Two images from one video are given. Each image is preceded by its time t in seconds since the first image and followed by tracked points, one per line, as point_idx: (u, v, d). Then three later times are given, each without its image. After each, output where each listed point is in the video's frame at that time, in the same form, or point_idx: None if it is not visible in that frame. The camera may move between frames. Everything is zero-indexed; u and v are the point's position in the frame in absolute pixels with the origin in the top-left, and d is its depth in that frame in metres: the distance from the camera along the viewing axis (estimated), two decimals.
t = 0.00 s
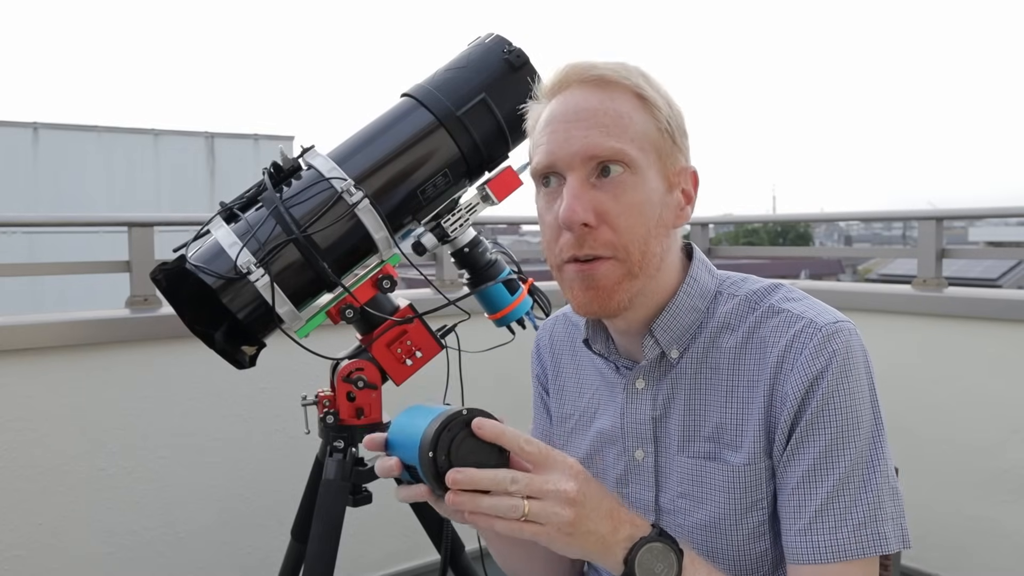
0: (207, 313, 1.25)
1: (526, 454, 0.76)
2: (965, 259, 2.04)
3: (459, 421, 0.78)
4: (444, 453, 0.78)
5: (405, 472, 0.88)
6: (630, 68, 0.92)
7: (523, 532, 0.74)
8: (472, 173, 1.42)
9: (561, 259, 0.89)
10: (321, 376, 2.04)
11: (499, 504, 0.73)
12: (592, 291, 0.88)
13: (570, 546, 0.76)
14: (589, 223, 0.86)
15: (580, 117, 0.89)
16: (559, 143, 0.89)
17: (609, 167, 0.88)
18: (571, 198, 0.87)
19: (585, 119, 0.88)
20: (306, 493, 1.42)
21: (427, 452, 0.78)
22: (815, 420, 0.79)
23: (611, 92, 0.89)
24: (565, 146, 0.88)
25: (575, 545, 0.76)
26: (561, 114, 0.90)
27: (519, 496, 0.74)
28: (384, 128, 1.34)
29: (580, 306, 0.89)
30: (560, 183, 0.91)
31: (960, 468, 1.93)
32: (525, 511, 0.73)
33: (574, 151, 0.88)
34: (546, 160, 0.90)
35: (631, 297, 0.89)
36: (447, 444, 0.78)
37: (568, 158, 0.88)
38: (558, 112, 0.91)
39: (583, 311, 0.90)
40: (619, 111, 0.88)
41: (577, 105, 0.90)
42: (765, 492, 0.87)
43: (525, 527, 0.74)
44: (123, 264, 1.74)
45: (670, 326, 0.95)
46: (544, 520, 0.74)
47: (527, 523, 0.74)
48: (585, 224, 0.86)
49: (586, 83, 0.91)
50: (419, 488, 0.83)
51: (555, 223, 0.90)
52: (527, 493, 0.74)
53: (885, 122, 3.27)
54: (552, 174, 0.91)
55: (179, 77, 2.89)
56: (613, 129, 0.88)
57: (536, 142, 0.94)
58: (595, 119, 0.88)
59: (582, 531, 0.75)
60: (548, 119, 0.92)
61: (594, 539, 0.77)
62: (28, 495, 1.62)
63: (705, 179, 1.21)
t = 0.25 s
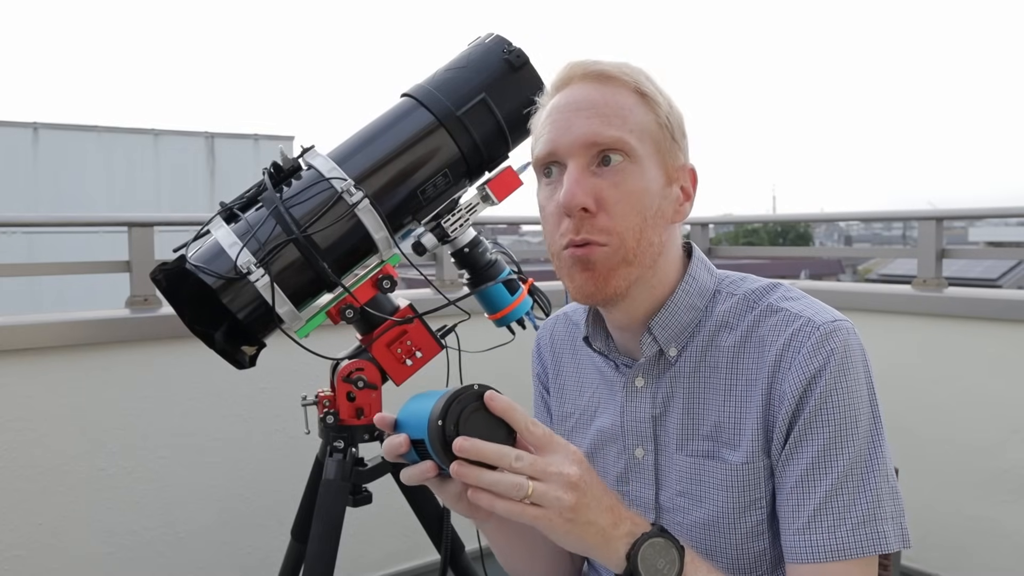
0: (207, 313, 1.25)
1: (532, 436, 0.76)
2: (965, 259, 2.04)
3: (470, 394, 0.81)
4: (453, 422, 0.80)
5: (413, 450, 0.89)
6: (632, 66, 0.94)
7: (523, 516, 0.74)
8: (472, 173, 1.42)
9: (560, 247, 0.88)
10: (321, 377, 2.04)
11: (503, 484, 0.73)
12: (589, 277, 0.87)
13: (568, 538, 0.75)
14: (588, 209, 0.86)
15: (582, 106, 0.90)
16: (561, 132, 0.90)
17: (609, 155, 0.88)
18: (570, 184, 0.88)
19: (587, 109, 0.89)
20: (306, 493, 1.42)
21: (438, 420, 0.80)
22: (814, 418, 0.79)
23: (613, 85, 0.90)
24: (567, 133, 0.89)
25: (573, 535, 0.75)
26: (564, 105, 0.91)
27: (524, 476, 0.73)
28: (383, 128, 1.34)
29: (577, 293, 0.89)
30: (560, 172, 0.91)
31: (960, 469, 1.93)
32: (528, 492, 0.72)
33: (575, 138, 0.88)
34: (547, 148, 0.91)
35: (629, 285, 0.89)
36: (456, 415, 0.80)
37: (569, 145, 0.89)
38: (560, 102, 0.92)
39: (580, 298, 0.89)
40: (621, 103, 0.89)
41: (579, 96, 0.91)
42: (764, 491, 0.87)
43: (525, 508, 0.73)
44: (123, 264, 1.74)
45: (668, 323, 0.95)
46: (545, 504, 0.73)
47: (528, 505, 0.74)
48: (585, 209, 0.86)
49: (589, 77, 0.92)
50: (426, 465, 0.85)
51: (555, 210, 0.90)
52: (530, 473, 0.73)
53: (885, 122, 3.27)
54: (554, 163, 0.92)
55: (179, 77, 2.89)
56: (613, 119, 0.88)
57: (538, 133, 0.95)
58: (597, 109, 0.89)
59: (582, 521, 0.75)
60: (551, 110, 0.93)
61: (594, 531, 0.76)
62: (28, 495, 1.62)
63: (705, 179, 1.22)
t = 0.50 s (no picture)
0: (207, 314, 1.25)
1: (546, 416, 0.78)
2: (965, 259, 2.04)
3: (482, 380, 0.83)
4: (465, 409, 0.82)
5: (422, 441, 0.90)
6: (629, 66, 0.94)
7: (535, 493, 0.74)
8: (472, 173, 1.42)
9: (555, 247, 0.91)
10: (321, 376, 2.04)
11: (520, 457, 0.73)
12: (584, 278, 0.88)
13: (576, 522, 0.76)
14: (578, 208, 0.87)
15: (576, 106, 0.90)
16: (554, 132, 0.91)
17: (600, 155, 0.89)
18: (562, 183, 0.89)
19: (580, 109, 0.90)
20: (306, 494, 1.42)
21: (450, 407, 0.82)
22: (814, 416, 0.79)
23: (607, 84, 0.91)
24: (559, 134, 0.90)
25: (580, 521, 0.76)
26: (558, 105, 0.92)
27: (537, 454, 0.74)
28: (383, 128, 1.34)
29: (569, 296, 0.90)
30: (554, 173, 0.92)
31: (960, 469, 1.93)
32: (543, 465, 0.73)
33: (569, 138, 0.89)
34: (542, 150, 0.92)
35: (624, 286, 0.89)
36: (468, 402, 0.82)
37: (561, 145, 0.90)
38: (555, 103, 0.93)
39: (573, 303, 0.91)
40: (615, 102, 0.90)
41: (573, 96, 0.91)
42: (766, 489, 0.87)
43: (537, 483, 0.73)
44: (123, 264, 1.74)
45: (667, 322, 0.95)
46: (558, 479, 0.74)
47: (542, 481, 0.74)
48: (574, 207, 0.87)
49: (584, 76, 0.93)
50: (438, 453, 0.86)
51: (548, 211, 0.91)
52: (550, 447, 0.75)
53: (885, 122, 3.27)
54: (548, 163, 0.93)
55: (179, 77, 2.89)
56: (605, 118, 0.89)
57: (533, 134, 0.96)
58: (590, 108, 0.90)
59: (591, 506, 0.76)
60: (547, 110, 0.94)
61: (602, 519, 0.77)
62: (28, 495, 1.62)
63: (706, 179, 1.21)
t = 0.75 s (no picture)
0: (207, 314, 1.25)
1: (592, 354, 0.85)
2: (965, 259, 2.04)
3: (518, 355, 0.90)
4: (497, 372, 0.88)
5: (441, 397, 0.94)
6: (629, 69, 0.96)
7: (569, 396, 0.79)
8: (472, 173, 1.42)
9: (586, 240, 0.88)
10: (321, 376, 2.04)
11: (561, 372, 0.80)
12: (619, 270, 0.87)
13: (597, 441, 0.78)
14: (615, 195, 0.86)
15: (592, 101, 0.90)
16: (575, 122, 0.89)
17: (627, 145, 0.88)
18: (596, 171, 0.87)
19: (600, 102, 0.89)
20: (306, 493, 1.42)
21: (482, 369, 0.89)
22: (814, 411, 0.79)
23: (618, 83, 0.92)
24: (585, 124, 0.89)
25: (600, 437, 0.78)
26: (571, 99, 0.91)
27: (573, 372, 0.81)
28: (383, 129, 1.34)
29: (602, 291, 0.89)
30: (575, 165, 0.90)
31: (960, 468, 1.93)
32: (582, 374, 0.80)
33: (595, 128, 0.88)
34: (563, 140, 0.89)
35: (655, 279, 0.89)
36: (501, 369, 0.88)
37: (589, 133, 0.88)
38: (567, 97, 0.92)
39: (608, 303, 0.89)
40: (630, 99, 0.91)
41: (587, 91, 0.91)
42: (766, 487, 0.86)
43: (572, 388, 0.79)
44: (123, 264, 1.74)
45: (671, 322, 0.95)
46: (594, 390, 0.79)
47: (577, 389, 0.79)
48: (613, 196, 0.85)
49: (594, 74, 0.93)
50: (455, 410, 0.91)
51: (575, 201, 0.88)
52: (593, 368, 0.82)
53: (885, 122, 3.27)
54: (565, 156, 0.90)
55: (179, 77, 2.89)
56: (629, 111, 0.89)
57: (545, 125, 0.93)
58: (610, 100, 0.90)
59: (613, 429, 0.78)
60: (558, 107, 0.92)
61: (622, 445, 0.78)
62: (28, 495, 1.62)
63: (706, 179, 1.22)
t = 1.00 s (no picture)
0: (207, 314, 1.25)
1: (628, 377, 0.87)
2: (965, 259, 2.04)
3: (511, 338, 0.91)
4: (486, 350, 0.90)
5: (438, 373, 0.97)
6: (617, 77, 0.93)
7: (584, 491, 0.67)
8: (472, 173, 1.42)
9: (589, 275, 0.86)
10: (321, 376, 2.04)
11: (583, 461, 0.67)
12: (625, 303, 0.87)
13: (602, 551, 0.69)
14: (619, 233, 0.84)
15: (583, 128, 0.87)
16: (571, 154, 0.87)
17: (624, 172, 0.86)
18: (598, 207, 0.85)
19: (592, 129, 0.86)
20: (306, 493, 1.42)
21: (472, 347, 0.91)
22: (823, 424, 0.79)
23: (612, 102, 0.88)
24: (581, 157, 0.86)
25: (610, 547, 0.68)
26: (562, 126, 0.88)
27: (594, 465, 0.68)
28: (382, 129, 1.34)
29: (611, 316, 0.88)
30: (573, 196, 0.88)
31: (960, 468, 1.93)
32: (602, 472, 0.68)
33: (593, 160, 0.85)
34: (559, 175, 0.87)
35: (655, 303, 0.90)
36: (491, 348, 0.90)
37: (587, 167, 0.86)
38: (558, 124, 0.88)
39: (614, 322, 0.89)
40: (625, 118, 0.88)
41: (578, 117, 0.88)
42: (769, 494, 0.87)
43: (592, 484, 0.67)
44: (123, 264, 1.74)
45: (672, 328, 0.95)
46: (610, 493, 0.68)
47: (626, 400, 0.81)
48: (615, 234, 0.84)
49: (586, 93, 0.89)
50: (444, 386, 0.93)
51: (578, 237, 0.86)
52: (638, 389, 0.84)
53: (885, 122, 3.27)
54: (562, 187, 0.88)
55: (179, 77, 2.89)
56: (625, 137, 0.87)
57: (537, 156, 0.90)
58: (603, 126, 0.87)
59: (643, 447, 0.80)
60: (549, 135, 0.88)
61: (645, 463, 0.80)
62: (28, 495, 1.62)
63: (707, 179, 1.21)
